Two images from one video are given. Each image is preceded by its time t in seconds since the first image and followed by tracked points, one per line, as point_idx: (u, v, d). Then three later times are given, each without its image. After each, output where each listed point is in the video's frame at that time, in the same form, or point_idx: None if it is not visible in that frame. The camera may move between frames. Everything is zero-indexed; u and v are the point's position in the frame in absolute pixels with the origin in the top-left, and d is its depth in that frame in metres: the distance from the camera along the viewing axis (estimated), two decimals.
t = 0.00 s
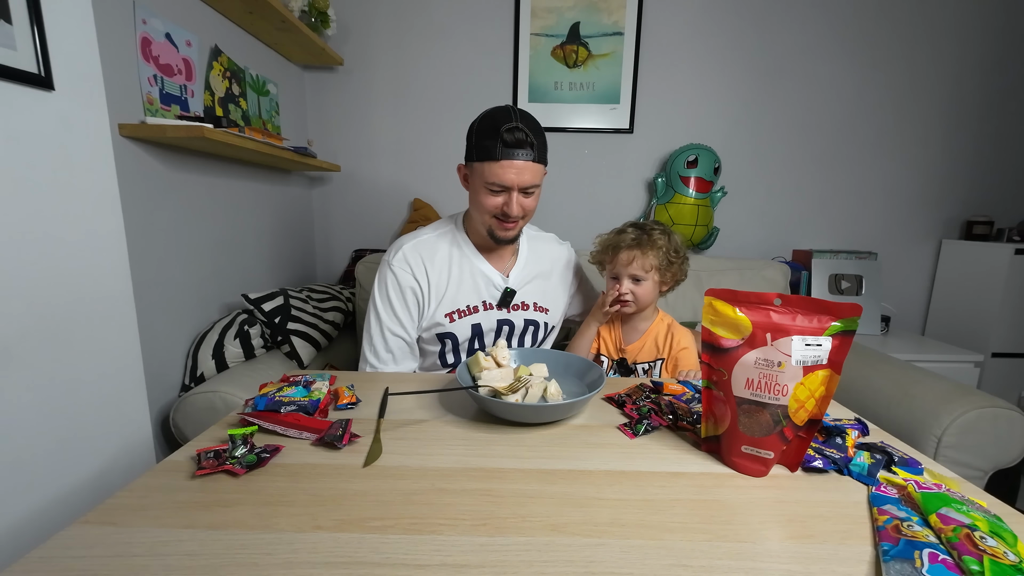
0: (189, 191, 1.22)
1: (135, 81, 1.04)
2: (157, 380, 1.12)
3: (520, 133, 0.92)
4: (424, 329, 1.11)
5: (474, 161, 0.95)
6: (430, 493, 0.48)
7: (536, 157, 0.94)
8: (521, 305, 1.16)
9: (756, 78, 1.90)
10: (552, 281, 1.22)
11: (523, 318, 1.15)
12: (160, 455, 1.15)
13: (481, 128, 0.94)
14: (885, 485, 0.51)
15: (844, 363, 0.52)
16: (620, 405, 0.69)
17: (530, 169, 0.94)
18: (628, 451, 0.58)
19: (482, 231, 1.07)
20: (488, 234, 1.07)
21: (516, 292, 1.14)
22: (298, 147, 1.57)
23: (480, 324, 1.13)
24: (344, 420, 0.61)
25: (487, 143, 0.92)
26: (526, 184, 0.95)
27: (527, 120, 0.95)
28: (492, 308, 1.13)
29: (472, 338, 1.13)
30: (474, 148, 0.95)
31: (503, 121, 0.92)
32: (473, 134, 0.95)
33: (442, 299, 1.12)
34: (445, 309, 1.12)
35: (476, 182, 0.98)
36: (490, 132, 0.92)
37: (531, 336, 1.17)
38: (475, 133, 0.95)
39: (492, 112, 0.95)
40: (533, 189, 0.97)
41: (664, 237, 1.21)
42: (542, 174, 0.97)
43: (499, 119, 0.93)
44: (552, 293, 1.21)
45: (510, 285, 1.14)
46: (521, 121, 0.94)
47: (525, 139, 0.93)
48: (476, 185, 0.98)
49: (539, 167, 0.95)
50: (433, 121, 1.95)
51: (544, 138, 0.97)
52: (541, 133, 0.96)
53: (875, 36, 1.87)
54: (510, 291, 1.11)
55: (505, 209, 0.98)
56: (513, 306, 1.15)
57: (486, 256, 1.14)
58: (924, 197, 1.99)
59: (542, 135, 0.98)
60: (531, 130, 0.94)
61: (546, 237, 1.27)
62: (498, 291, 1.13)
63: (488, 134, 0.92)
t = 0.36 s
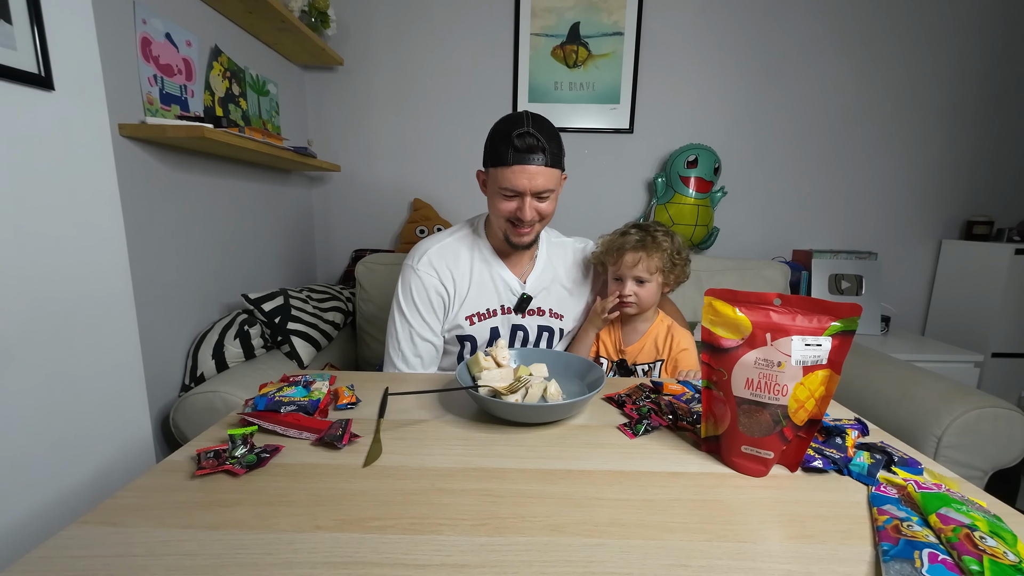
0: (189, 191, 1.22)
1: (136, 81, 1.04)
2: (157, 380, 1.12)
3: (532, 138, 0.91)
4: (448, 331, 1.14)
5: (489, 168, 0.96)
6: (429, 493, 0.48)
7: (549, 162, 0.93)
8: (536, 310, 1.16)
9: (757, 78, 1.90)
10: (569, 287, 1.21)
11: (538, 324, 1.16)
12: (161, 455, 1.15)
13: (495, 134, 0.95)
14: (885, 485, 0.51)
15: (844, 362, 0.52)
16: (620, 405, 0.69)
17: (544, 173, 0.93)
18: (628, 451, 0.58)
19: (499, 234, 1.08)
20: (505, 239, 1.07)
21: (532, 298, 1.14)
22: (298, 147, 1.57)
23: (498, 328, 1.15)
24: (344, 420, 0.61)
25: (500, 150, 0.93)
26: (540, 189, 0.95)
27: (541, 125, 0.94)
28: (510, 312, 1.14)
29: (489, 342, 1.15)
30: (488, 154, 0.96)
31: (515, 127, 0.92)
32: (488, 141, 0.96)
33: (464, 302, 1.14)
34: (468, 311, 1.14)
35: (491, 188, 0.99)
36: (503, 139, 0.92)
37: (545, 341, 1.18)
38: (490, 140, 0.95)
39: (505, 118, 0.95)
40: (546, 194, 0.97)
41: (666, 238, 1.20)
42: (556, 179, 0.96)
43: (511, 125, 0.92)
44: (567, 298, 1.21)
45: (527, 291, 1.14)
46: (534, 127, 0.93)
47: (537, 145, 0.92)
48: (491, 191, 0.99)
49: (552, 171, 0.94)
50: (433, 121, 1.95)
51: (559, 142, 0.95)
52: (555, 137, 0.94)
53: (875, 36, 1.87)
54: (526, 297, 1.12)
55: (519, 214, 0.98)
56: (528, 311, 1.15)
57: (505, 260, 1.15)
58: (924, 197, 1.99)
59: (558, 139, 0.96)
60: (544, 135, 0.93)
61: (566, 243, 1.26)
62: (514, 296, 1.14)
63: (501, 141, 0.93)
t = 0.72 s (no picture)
0: (189, 191, 1.21)
1: (135, 81, 1.04)
2: (157, 380, 1.12)
3: (533, 149, 0.90)
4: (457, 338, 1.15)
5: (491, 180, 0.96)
6: (429, 493, 0.48)
7: (551, 172, 0.92)
8: (542, 315, 1.17)
9: (757, 78, 1.90)
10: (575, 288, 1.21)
11: (543, 330, 1.17)
12: (160, 455, 1.15)
13: (496, 145, 0.94)
14: (885, 485, 0.51)
15: (844, 362, 0.52)
16: (620, 405, 0.69)
17: (546, 184, 0.93)
18: (628, 451, 0.58)
19: (506, 242, 1.08)
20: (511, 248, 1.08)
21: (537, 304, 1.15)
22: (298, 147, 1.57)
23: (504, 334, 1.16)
24: (344, 420, 0.61)
25: (501, 162, 0.92)
26: (542, 200, 0.94)
27: (541, 134, 0.93)
28: (515, 318, 1.15)
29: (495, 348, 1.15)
30: (490, 166, 0.95)
31: (516, 138, 0.91)
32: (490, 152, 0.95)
33: (472, 310, 1.15)
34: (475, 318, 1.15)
35: (494, 200, 0.99)
36: (505, 151, 0.91)
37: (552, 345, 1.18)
38: (492, 152, 0.95)
39: (506, 128, 0.94)
40: (550, 205, 0.96)
41: (663, 239, 1.18)
42: (559, 188, 0.95)
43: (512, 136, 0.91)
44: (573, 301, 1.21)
45: (532, 297, 1.15)
46: (535, 137, 0.92)
47: (538, 156, 0.91)
48: (495, 202, 0.99)
49: (554, 181, 0.93)
50: (433, 121, 1.95)
51: (561, 150, 0.94)
52: (556, 147, 0.93)
53: (875, 36, 1.87)
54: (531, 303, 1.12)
55: (522, 225, 0.98)
56: (534, 316, 1.16)
57: (511, 267, 1.15)
58: (924, 197, 1.99)
59: (561, 146, 0.95)
60: (545, 146, 0.92)
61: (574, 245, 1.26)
62: (520, 302, 1.15)
63: (502, 153, 0.92)
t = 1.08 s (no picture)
0: (189, 191, 1.21)
1: (135, 81, 1.04)
2: (157, 380, 1.12)
3: (496, 167, 0.86)
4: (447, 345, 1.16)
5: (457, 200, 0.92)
6: (429, 493, 0.48)
7: (517, 184, 0.89)
8: (527, 311, 1.17)
9: (756, 78, 1.90)
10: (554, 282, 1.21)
11: (529, 324, 1.18)
12: (160, 454, 1.15)
13: (454, 163, 0.88)
14: (885, 485, 0.51)
15: (844, 363, 0.52)
16: (620, 405, 0.69)
17: (513, 198, 0.90)
18: (628, 451, 0.58)
19: (481, 248, 1.07)
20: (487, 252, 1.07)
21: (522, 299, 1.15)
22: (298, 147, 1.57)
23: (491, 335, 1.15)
24: (344, 421, 0.61)
25: (465, 184, 0.88)
26: (513, 211, 0.93)
27: (498, 145, 0.88)
28: (500, 318, 1.15)
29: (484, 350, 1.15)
30: (452, 185, 0.91)
31: (475, 157, 0.86)
32: (449, 170, 0.90)
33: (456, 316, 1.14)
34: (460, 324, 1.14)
35: (463, 216, 0.96)
36: (466, 173, 0.87)
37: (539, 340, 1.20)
38: (451, 169, 0.89)
39: (462, 142, 0.88)
40: (520, 213, 0.95)
41: (641, 244, 1.17)
42: (526, 195, 0.93)
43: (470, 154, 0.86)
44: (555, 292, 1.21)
45: (514, 294, 1.15)
46: (493, 151, 0.87)
47: (502, 172, 0.87)
48: (465, 220, 0.96)
49: (521, 190, 0.91)
50: (433, 121, 1.95)
51: (520, 157, 0.90)
52: (515, 155, 0.89)
53: (875, 36, 1.87)
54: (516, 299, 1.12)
55: (497, 235, 0.97)
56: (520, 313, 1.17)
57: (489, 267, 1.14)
58: (924, 197, 1.99)
59: (519, 151, 0.90)
60: (505, 158, 0.87)
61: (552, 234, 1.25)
62: (503, 301, 1.14)
63: (464, 174, 0.87)
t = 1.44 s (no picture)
0: (189, 191, 1.21)
1: (135, 81, 1.04)
2: (157, 380, 1.12)
3: (413, 166, 0.86)
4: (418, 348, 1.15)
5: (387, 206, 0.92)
6: (430, 493, 0.48)
7: (439, 178, 0.89)
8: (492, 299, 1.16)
9: (756, 78, 1.90)
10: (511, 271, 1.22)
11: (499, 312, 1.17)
12: (161, 455, 1.15)
13: (373, 169, 0.88)
14: (885, 485, 0.51)
15: (844, 363, 0.52)
16: (620, 405, 0.69)
17: (439, 192, 0.90)
18: (629, 451, 0.58)
19: (425, 248, 1.07)
20: (433, 252, 1.07)
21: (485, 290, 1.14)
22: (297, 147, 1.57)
23: (459, 329, 1.14)
24: (344, 420, 0.61)
25: (387, 188, 0.87)
26: (442, 205, 0.92)
27: (409, 145, 0.87)
28: (467, 311, 1.14)
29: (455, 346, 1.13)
30: (376, 192, 0.90)
31: (390, 160, 0.86)
32: (371, 179, 0.90)
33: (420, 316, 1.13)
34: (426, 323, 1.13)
35: (398, 219, 0.95)
36: (385, 177, 0.86)
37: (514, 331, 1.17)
38: (371, 178, 0.89)
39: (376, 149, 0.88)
40: (450, 205, 0.94)
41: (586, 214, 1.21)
42: (452, 187, 0.93)
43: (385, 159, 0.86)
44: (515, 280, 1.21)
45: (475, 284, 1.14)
46: (407, 153, 0.86)
47: (419, 170, 0.86)
48: (401, 223, 0.96)
49: (445, 184, 0.91)
50: (433, 121, 1.95)
51: (437, 153, 0.90)
52: (430, 153, 0.88)
53: (875, 36, 1.87)
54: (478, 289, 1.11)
55: (435, 232, 0.97)
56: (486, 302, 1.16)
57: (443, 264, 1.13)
58: (924, 197, 1.99)
59: (432, 146, 0.90)
60: (419, 156, 0.87)
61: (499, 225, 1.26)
62: (466, 293, 1.13)
63: (383, 179, 0.87)
